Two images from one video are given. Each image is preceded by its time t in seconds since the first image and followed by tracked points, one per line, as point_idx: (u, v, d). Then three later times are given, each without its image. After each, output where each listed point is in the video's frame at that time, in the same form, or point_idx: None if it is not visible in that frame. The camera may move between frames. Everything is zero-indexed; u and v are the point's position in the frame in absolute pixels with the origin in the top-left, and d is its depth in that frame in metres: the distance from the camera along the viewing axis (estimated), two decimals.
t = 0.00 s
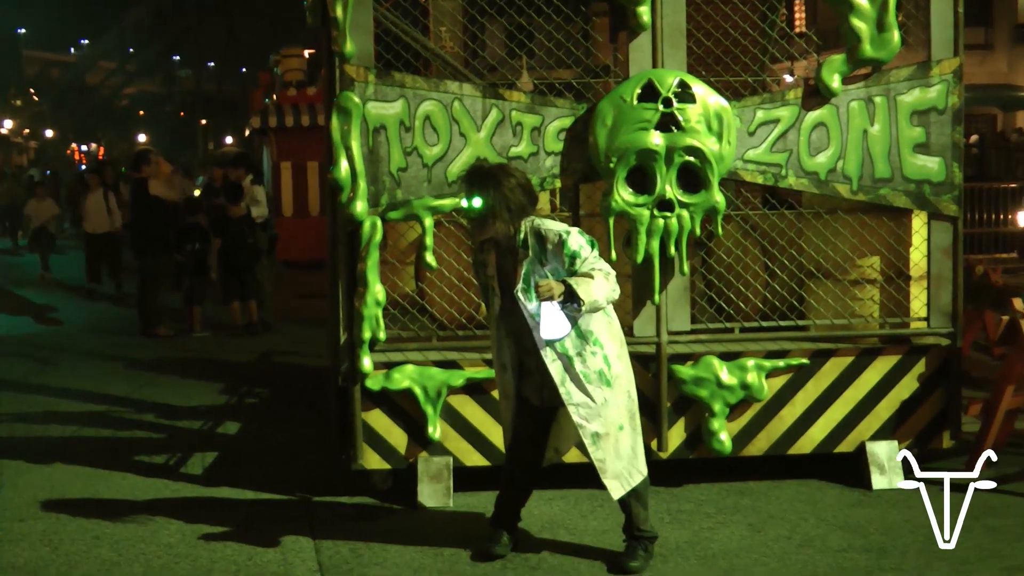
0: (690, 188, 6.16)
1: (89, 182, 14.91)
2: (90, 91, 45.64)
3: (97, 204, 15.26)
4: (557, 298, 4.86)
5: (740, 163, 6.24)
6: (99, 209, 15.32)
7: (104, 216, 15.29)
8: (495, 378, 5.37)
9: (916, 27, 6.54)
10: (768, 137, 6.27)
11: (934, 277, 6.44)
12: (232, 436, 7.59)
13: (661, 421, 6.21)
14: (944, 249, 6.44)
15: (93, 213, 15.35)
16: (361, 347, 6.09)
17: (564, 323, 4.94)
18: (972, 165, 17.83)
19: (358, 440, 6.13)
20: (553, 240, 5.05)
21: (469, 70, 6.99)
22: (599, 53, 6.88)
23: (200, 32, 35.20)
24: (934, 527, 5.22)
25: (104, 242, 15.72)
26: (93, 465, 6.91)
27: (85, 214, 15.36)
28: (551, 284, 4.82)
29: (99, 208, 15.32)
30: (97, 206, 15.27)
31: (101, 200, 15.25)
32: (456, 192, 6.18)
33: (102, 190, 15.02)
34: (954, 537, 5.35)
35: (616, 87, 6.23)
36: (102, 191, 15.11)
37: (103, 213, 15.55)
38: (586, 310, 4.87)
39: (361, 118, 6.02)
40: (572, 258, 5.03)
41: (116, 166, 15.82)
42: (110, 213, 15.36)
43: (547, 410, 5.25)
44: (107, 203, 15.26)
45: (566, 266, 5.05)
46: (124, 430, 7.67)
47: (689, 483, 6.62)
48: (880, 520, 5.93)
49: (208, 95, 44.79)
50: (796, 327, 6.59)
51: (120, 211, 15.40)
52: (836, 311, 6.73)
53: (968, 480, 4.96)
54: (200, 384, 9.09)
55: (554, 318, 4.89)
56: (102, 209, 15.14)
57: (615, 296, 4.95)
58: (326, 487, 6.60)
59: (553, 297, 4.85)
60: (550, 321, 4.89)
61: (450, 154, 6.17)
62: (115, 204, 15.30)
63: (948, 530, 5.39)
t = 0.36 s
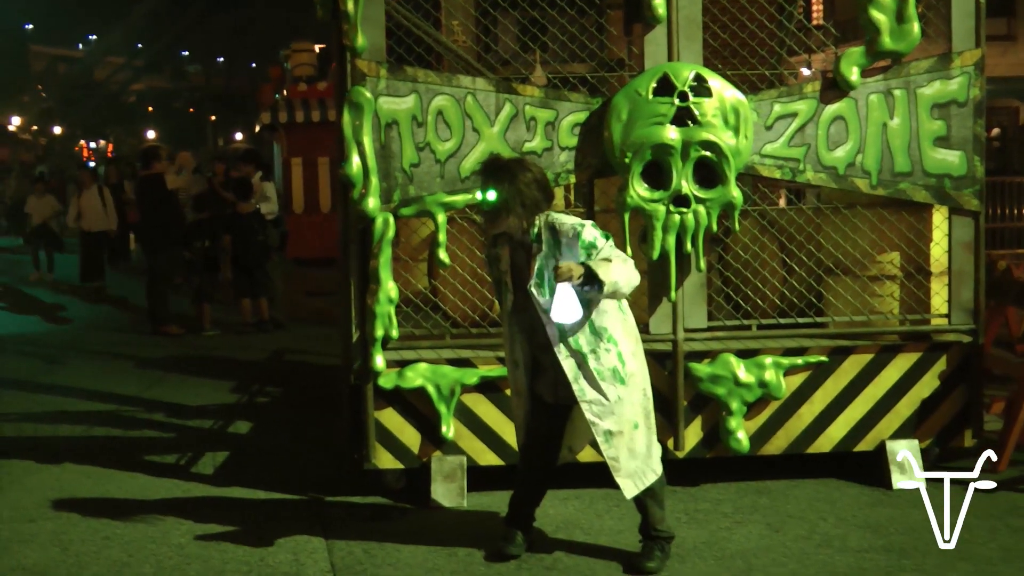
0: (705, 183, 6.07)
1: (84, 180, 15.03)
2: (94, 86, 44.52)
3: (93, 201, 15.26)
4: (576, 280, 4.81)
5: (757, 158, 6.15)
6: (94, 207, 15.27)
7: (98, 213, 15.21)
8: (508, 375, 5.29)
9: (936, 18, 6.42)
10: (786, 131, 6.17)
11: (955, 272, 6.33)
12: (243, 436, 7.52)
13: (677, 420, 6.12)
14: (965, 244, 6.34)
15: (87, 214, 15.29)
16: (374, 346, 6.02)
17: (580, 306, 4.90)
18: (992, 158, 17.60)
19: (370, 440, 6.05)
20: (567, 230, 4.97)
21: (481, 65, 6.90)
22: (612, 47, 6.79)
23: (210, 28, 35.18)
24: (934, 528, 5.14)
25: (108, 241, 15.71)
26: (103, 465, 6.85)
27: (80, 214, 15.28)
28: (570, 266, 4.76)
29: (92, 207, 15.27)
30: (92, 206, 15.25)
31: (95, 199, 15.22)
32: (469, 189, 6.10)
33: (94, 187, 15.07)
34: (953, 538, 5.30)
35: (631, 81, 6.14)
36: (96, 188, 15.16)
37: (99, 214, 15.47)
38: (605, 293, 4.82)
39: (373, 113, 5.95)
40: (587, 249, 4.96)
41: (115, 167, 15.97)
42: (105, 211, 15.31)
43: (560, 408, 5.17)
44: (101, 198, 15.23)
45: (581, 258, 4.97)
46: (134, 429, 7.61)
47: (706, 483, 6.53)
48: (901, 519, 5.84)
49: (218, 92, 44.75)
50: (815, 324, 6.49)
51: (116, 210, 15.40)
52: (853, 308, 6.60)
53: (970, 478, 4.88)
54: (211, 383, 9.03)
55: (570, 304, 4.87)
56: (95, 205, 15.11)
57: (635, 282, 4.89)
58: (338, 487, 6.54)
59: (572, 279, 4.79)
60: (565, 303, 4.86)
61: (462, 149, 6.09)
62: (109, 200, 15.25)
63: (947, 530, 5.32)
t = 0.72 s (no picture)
0: (728, 184, 5.98)
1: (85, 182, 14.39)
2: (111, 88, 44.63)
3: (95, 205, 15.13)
4: (600, 243, 4.73)
5: (781, 159, 6.05)
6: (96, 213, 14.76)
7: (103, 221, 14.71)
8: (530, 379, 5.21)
9: (965, 16, 6.31)
10: (810, 132, 6.07)
11: (984, 275, 6.22)
12: (261, 441, 7.45)
13: (701, 426, 6.02)
14: (994, 246, 6.22)
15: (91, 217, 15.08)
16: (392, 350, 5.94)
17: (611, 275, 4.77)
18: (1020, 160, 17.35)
19: (389, 445, 5.98)
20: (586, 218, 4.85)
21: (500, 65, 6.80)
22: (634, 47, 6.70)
23: (226, 30, 35.22)
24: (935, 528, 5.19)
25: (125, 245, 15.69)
26: (119, 470, 6.80)
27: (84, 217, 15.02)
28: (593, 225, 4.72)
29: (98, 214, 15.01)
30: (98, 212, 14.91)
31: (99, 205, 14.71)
32: (489, 191, 6.02)
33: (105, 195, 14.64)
34: (952, 537, 5.36)
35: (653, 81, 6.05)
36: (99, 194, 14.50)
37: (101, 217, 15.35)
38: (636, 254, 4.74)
39: (391, 115, 5.89)
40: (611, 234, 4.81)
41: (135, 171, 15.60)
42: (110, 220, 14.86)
43: (582, 412, 5.08)
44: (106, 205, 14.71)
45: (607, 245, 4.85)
46: (150, 434, 7.56)
47: (729, 489, 6.44)
48: (929, 528, 5.73)
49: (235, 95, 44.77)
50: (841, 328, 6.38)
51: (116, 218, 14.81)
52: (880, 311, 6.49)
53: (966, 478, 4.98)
54: (228, 388, 8.97)
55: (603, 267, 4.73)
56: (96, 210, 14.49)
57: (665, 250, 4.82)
58: (357, 493, 6.47)
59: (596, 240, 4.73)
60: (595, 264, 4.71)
61: (482, 151, 6.01)
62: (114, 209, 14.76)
63: (947, 530, 5.37)
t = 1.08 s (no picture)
0: (739, 186, 5.98)
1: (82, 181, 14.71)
2: (120, 88, 44.73)
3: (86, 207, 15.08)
4: (610, 227, 4.74)
5: (792, 160, 6.05)
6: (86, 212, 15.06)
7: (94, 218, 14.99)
8: (541, 379, 5.22)
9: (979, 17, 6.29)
10: (822, 133, 6.07)
11: (996, 277, 6.21)
12: (272, 441, 7.47)
13: (711, 427, 6.02)
14: (1006, 248, 6.21)
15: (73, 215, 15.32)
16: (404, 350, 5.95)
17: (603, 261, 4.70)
18: None
19: (400, 445, 5.99)
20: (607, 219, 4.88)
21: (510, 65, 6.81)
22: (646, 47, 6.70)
23: (236, 29, 35.35)
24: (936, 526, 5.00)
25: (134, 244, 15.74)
26: (131, 469, 6.82)
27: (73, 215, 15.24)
28: (606, 209, 4.76)
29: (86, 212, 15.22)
30: (88, 212, 15.18)
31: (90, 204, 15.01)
32: (500, 192, 6.02)
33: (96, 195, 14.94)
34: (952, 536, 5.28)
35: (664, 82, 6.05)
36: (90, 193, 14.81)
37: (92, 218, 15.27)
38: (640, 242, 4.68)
39: (403, 116, 5.90)
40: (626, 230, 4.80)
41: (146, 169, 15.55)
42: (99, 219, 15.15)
43: (592, 412, 5.09)
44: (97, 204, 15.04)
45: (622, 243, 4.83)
46: (161, 434, 7.58)
47: (739, 490, 6.44)
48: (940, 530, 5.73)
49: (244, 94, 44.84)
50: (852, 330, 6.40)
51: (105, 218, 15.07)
52: (891, 313, 6.47)
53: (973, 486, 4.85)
54: (239, 387, 9.00)
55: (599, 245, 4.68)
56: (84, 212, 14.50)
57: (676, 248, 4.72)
58: (368, 492, 6.48)
59: (605, 224, 4.75)
60: (593, 240, 4.69)
61: (494, 152, 6.02)
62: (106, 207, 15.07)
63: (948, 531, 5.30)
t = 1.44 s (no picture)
0: (760, 187, 5.97)
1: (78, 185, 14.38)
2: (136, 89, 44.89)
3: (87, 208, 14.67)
4: (630, 226, 4.79)
5: (813, 162, 6.03)
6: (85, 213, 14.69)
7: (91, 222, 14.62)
8: (563, 381, 5.22)
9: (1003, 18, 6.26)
10: (843, 135, 6.05)
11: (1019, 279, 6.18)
12: (291, 442, 7.48)
13: (732, 429, 6.02)
14: None
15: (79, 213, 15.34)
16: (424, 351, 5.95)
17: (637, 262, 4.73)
18: None
19: (420, 446, 5.99)
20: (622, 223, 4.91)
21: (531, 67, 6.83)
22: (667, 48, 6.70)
23: (255, 30, 35.46)
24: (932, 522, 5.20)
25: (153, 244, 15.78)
26: (152, 469, 6.85)
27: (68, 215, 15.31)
28: (624, 208, 4.82)
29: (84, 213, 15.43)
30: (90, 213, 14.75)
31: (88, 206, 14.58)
32: (521, 193, 6.02)
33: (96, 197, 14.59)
34: (953, 537, 5.32)
35: (685, 84, 6.04)
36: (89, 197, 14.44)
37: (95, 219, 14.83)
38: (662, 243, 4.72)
39: (424, 117, 5.90)
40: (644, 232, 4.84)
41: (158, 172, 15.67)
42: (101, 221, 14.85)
43: (613, 414, 5.09)
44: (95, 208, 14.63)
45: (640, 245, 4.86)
46: (182, 434, 7.60)
47: (759, 492, 6.44)
48: (962, 532, 5.71)
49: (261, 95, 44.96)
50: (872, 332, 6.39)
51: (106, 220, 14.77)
52: (913, 316, 6.45)
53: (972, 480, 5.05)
54: (259, 387, 9.02)
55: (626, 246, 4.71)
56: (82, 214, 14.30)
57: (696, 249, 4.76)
58: (388, 493, 6.49)
59: (625, 223, 4.79)
60: (621, 240, 4.73)
61: (514, 154, 6.02)
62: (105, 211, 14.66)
63: (948, 530, 5.34)
